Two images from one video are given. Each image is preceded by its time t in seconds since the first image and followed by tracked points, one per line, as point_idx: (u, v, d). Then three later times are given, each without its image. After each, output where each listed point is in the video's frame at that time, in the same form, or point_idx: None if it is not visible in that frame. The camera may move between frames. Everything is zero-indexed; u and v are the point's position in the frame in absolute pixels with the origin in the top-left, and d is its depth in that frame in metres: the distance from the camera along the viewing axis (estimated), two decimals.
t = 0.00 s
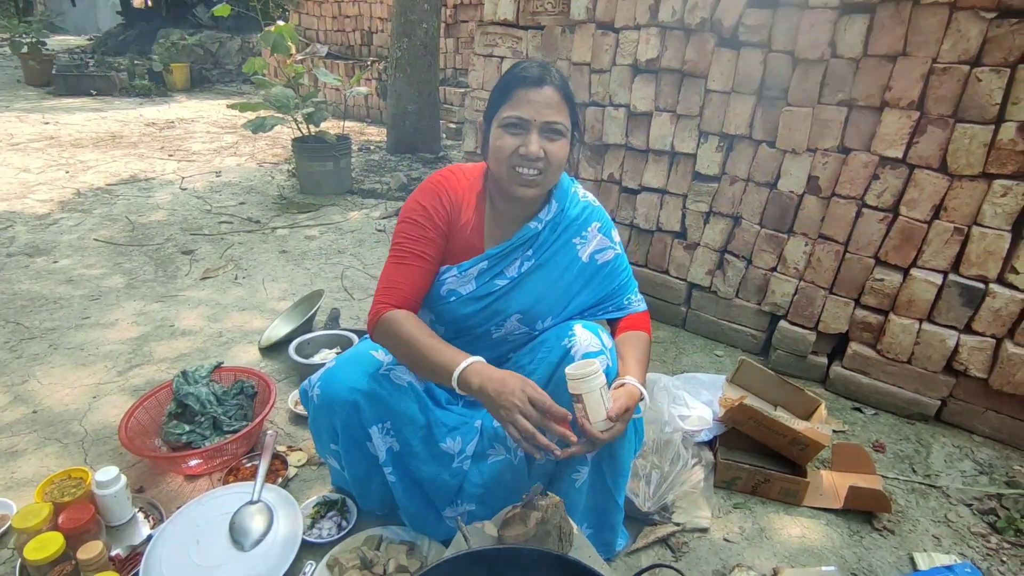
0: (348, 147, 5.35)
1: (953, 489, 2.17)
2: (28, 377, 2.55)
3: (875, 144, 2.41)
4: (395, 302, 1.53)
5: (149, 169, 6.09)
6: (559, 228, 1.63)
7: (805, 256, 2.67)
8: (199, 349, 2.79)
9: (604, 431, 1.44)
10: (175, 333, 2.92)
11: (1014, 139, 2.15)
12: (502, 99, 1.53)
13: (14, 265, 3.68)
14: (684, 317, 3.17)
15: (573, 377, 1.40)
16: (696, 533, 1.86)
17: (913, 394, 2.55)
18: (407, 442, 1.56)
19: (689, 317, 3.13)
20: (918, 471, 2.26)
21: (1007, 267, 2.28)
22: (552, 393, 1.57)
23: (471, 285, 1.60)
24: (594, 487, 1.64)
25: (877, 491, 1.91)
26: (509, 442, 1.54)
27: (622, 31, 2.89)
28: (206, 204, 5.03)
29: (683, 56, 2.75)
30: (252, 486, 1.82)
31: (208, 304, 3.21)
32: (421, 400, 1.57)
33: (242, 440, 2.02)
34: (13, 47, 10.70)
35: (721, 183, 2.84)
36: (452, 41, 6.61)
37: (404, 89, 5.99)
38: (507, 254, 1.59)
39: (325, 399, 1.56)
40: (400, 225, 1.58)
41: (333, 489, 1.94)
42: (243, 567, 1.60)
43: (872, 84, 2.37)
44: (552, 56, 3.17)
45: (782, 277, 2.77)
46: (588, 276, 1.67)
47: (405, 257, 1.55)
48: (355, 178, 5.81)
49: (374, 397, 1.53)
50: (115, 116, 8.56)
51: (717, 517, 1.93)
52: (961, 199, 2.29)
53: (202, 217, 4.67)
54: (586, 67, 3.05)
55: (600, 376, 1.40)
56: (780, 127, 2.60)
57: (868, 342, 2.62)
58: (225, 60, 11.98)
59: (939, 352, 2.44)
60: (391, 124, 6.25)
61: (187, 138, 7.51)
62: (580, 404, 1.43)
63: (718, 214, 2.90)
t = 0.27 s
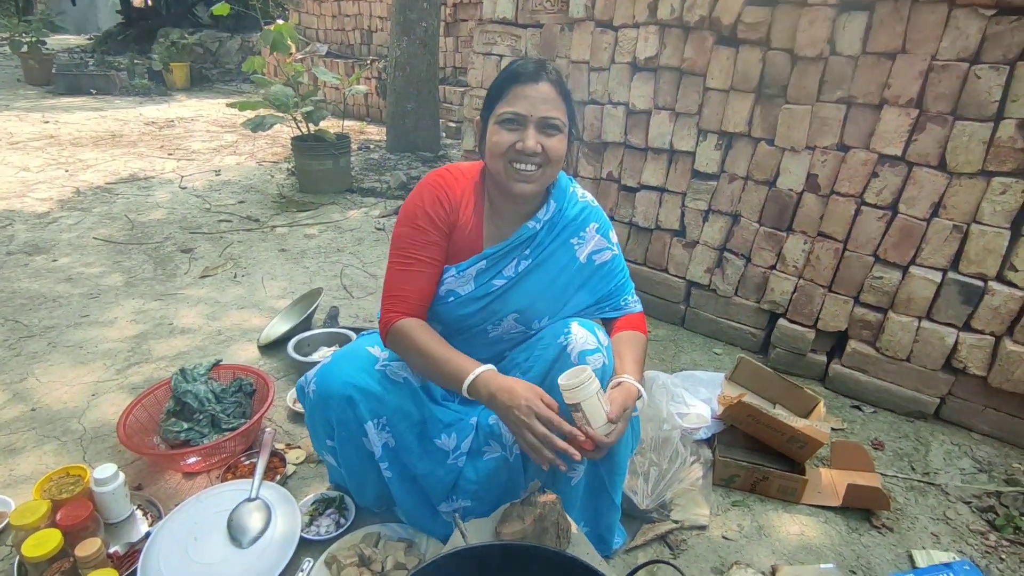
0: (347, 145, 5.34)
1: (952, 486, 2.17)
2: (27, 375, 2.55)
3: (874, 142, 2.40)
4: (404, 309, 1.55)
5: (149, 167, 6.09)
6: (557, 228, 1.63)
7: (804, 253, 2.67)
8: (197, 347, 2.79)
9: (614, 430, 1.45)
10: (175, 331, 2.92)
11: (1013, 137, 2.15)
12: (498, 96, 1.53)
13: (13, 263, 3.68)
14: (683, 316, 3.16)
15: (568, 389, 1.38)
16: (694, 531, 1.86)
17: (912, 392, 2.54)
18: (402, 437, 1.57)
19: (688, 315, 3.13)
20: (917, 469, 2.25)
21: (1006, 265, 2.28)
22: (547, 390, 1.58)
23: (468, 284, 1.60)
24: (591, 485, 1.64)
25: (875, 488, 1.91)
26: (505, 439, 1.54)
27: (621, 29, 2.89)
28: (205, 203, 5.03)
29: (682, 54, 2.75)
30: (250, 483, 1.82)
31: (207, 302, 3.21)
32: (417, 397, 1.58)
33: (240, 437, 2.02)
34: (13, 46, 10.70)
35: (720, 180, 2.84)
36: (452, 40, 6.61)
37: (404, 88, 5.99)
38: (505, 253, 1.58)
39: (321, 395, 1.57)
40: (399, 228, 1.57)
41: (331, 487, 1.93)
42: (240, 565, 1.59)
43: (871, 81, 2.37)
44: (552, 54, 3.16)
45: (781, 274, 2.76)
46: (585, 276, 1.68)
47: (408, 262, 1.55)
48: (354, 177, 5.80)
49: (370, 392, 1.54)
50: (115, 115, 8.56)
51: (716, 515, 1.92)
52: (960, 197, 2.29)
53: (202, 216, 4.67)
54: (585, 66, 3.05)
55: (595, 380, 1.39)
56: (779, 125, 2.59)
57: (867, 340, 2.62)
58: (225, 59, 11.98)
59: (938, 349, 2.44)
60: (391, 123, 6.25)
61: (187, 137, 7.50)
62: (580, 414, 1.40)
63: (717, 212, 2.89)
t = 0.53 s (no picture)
0: (347, 145, 5.34)
1: (952, 485, 2.17)
2: (27, 374, 2.55)
3: (874, 140, 2.40)
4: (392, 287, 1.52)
5: (149, 167, 6.09)
6: (559, 226, 1.63)
7: (804, 252, 2.67)
8: (197, 346, 2.79)
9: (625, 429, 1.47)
10: (175, 330, 2.92)
11: (1013, 135, 2.14)
12: (502, 96, 1.52)
13: (13, 262, 3.68)
14: (683, 314, 3.16)
15: (577, 389, 1.40)
16: (694, 529, 1.86)
17: (912, 390, 2.55)
18: (405, 437, 1.55)
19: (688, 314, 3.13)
20: (916, 467, 2.25)
21: (1006, 264, 2.28)
22: (550, 388, 1.57)
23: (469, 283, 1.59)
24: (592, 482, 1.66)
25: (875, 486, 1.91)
26: (507, 436, 1.58)
27: (621, 28, 2.89)
28: (205, 202, 5.03)
29: (682, 53, 2.75)
30: (250, 482, 1.82)
31: (207, 301, 3.21)
32: (419, 395, 1.57)
33: (241, 436, 2.02)
34: (13, 46, 10.69)
35: (720, 179, 2.84)
36: (452, 39, 6.61)
37: (404, 87, 5.99)
38: (508, 252, 1.58)
39: (322, 394, 1.56)
40: (400, 224, 1.59)
41: (331, 485, 1.94)
42: (241, 563, 1.59)
43: (871, 80, 2.37)
44: (552, 53, 3.16)
45: (781, 273, 2.76)
46: (587, 273, 1.68)
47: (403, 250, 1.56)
48: (355, 176, 5.80)
49: (372, 391, 1.53)
50: (115, 114, 8.55)
51: (716, 513, 1.92)
52: (960, 195, 2.29)
53: (202, 215, 4.67)
54: (585, 65, 3.05)
55: (602, 380, 1.40)
56: (779, 124, 2.59)
57: (867, 339, 2.62)
58: (225, 59, 11.97)
59: (938, 348, 2.44)
60: (391, 123, 6.25)
61: (187, 136, 7.51)
62: (589, 413, 1.42)
63: (717, 210, 2.89)
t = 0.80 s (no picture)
0: (347, 144, 5.34)
1: (951, 485, 2.16)
2: (26, 374, 2.55)
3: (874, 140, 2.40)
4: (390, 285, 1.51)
5: (148, 166, 6.08)
6: (555, 221, 1.63)
7: (803, 252, 2.67)
8: (196, 346, 2.78)
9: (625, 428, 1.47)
10: (174, 329, 2.92)
11: (1013, 135, 2.14)
12: (517, 92, 1.49)
13: (12, 262, 3.68)
14: (682, 314, 3.16)
15: (579, 388, 1.39)
16: (693, 529, 1.86)
17: (911, 390, 2.54)
18: (404, 438, 1.55)
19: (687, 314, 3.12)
20: (916, 467, 2.25)
21: (1005, 263, 2.28)
22: (549, 386, 1.56)
23: (468, 282, 1.57)
24: (592, 482, 1.66)
25: (874, 486, 1.91)
26: (507, 436, 1.58)
27: (621, 27, 2.88)
28: (205, 201, 5.02)
29: (681, 52, 2.74)
30: (249, 482, 1.82)
31: (206, 301, 3.21)
32: (418, 395, 1.56)
33: (239, 435, 2.02)
34: (12, 45, 10.68)
35: (720, 179, 2.84)
36: (452, 39, 6.61)
37: (404, 87, 5.98)
38: (504, 248, 1.57)
39: (321, 394, 1.56)
40: (397, 223, 1.59)
41: (329, 485, 1.93)
42: (239, 563, 1.59)
43: (871, 80, 2.36)
44: (552, 52, 3.16)
45: (781, 273, 2.76)
46: (583, 269, 1.68)
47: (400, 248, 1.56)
48: (354, 176, 5.79)
49: (370, 391, 1.52)
50: (114, 114, 8.54)
51: (715, 513, 1.92)
52: (959, 195, 2.29)
53: (201, 215, 4.66)
54: (585, 64, 3.04)
55: (604, 378, 1.40)
56: (779, 123, 2.59)
57: (866, 339, 2.62)
58: (225, 58, 11.96)
59: (938, 348, 2.44)
60: (391, 122, 6.25)
61: (187, 136, 7.50)
62: (592, 412, 1.41)
63: (717, 210, 2.89)
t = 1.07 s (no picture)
0: (342, 131, 5.29)
1: (946, 468, 2.17)
2: (20, 362, 2.54)
3: (872, 123, 2.38)
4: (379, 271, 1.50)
5: (142, 154, 6.02)
6: (550, 206, 1.61)
7: (801, 236, 2.66)
8: (192, 333, 2.77)
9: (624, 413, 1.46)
10: (169, 317, 2.90)
11: (1012, 117, 2.13)
12: (506, 76, 1.47)
13: (4, 250, 3.65)
14: (680, 299, 3.16)
15: (578, 373, 1.39)
16: (690, 513, 1.86)
17: (908, 374, 2.55)
18: (400, 424, 1.54)
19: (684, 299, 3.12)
20: (911, 450, 2.26)
21: (1003, 246, 2.27)
22: (545, 372, 1.55)
23: (462, 267, 1.57)
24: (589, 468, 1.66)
25: (871, 469, 1.91)
26: (503, 422, 1.57)
27: (618, 9, 2.84)
28: (199, 189, 4.98)
29: (679, 34, 2.71)
30: (245, 468, 1.81)
31: (202, 289, 3.19)
32: (414, 381, 1.55)
33: (235, 423, 2.02)
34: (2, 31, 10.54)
35: (717, 163, 2.82)
36: (447, 23, 6.53)
37: (399, 72, 5.91)
38: (500, 232, 1.56)
39: (316, 381, 1.55)
40: (390, 208, 1.58)
41: (326, 471, 1.93)
42: (236, 549, 1.59)
43: (870, 61, 2.34)
44: (548, 35, 3.12)
45: (778, 258, 2.75)
46: (580, 254, 1.66)
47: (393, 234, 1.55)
48: (350, 163, 5.74)
49: (365, 377, 1.51)
50: (106, 101, 8.45)
51: (711, 497, 1.93)
52: (957, 177, 2.27)
53: (196, 202, 4.63)
54: (581, 47, 3.01)
55: (603, 364, 1.40)
56: (777, 106, 2.56)
57: (863, 323, 2.62)
58: (218, 44, 11.82)
59: (935, 332, 2.44)
60: (386, 108, 6.19)
61: (181, 123, 7.43)
62: (592, 397, 1.41)
63: (714, 194, 2.87)
